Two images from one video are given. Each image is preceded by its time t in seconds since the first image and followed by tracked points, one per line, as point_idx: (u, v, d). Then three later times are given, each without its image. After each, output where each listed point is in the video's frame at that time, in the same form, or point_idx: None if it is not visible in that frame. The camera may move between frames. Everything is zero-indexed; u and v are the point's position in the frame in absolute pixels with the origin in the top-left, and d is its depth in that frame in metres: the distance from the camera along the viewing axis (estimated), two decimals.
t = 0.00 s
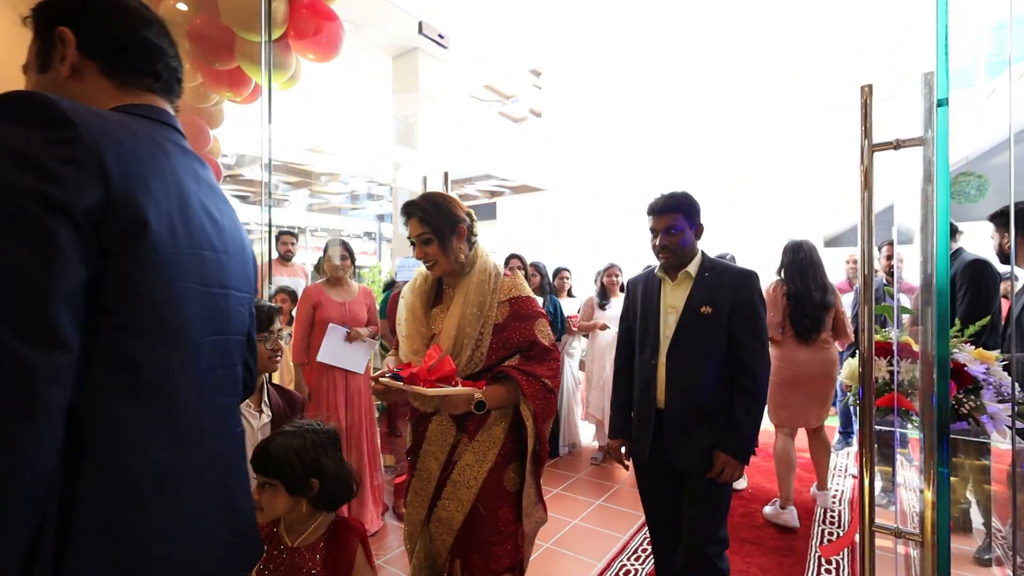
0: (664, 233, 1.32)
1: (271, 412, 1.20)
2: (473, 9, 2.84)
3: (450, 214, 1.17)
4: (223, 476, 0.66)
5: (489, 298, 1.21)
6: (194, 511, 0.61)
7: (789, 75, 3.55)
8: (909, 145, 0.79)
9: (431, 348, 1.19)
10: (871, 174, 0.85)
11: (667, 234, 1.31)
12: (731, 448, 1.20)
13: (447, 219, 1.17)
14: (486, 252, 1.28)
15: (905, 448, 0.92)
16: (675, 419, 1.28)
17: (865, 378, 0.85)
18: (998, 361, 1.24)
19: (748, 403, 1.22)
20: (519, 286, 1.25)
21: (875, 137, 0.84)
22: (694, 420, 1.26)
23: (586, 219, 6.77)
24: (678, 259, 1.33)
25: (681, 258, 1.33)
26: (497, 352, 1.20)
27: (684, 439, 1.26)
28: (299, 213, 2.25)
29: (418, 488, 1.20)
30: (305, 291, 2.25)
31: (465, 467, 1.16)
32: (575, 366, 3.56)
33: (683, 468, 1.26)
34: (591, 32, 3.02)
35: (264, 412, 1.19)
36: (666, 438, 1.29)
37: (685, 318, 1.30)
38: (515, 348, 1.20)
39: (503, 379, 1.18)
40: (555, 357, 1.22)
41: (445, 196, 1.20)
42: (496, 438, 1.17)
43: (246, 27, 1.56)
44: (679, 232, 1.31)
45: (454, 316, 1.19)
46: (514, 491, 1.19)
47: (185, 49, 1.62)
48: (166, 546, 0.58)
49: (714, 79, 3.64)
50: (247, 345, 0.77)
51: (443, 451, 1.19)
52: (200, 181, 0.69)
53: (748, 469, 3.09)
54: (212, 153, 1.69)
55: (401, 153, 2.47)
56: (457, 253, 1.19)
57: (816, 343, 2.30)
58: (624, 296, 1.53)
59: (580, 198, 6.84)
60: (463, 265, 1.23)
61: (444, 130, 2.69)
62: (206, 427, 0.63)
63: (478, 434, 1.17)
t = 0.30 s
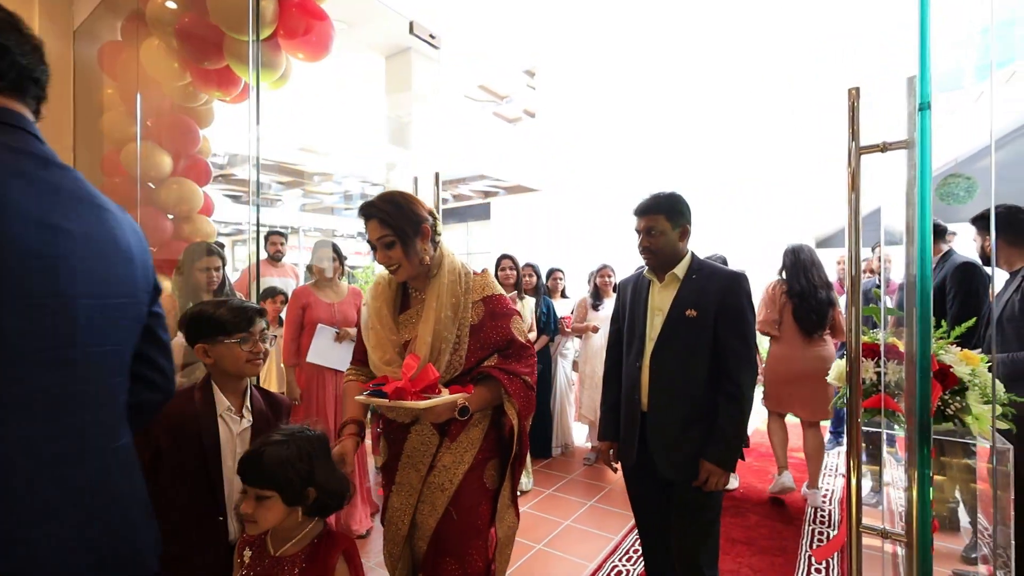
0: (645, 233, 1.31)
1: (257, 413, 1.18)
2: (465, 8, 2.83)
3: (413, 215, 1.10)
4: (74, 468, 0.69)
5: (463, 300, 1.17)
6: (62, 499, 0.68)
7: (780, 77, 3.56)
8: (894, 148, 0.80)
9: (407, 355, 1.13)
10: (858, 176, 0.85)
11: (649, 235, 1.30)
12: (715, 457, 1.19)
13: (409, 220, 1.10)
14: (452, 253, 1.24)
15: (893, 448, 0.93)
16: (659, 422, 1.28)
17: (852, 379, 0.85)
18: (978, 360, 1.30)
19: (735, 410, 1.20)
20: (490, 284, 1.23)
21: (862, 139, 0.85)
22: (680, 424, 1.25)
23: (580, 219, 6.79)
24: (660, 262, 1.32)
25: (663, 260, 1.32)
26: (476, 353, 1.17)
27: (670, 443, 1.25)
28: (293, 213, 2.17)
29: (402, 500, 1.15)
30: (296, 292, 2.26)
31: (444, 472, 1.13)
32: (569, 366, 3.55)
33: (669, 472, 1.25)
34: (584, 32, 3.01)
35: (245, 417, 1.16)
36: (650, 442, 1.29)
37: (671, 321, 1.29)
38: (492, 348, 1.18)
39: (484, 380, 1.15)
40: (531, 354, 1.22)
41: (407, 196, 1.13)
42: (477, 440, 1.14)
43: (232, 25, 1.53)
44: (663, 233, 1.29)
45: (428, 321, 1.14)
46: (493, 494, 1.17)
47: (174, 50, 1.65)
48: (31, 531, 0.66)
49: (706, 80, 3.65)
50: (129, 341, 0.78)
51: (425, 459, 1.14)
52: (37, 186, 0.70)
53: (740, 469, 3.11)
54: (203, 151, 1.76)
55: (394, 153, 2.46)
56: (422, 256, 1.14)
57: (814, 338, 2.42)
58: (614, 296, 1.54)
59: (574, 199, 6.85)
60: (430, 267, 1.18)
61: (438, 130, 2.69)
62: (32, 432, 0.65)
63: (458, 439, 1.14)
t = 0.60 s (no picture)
0: (626, 236, 1.32)
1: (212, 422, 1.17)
2: (455, 9, 2.84)
3: (379, 218, 1.05)
4: None
5: (432, 311, 1.11)
6: None
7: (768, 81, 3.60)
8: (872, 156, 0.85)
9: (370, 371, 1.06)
10: (835, 180, 0.89)
11: (631, 238, 1.31)
12: (693, 470, 1.19)
13: (375, 224, 1.04)
14: (423, 259, 1.18)
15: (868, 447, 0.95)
16: (638, 429, 1.28)
17: (829, 380, 0.86)
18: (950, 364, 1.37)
19: (717, 423, 1.19)
20: (462, 293, 1.18)
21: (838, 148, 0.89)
22: (662, 433, 1.26)
23: (571, 221, 6.83)
24: (642, 267, 1.33)
25: (644, 264, 1.33)
26: (445, 369, 1.12)
27: (649, 450, 1.26)
28: (283, 213, 2.24)
29: (373, 524, 1.12)
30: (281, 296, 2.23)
31: (412, 497, 1.09)
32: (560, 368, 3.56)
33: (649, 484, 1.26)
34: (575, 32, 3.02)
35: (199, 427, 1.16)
36: (630, 449, 1.30)
37: (652, 329, 1.29)
38: (465, 363, 1.14)
39: (453, 399, 1.11)
40: (509, 367, 1.18)
41: (374, 199, 1.08)
42: (450, 459, 1.11)
43: (213, 27, 1.52)
44: (643, 237, 1.30)
45: (394, 334, 1.08)
46: (466, 517, 1.14)
47: (158, 52, 1.64)
48: None
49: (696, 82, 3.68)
50: None
51: (395, 481, 1.11)
52: None
53: (728, 470, 3.15)
54: (189, 153, 1.75)
55: (386, 153, 2.45)
56: (389, 262, 1.08)
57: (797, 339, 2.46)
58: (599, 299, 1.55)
59: (565, 200, 6.90)
60: (398, 274, 1.12)
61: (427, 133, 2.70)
62: None
63: (428, 459, 1.10)
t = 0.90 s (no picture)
0: (611, 235, 1.34)
1: (147, 430, 1.17)
2: (443, 10, 2.85)
3: (345, 214, 1.00)
4: None
5: (405, 315, 1.05)
6: None
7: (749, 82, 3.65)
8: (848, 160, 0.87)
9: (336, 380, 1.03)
10: (813, 184, 0.91)
11: (616, 237, 1.33)
12: (676, 482, 1.20)
13: (341, 220, 0.99)
14: (403, 255, 1.12)
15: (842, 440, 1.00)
16: (621, 434, 1.30)
17: (807, 380, 0.88)
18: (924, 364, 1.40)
19: (700, 433, 1.20)
20: (443, 293, 1.10)
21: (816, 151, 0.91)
22: (645, 438, 1.27)
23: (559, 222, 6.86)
24: (627, 264, 1.34)
25: (629, 262, 1.34)
26: (423, 380, 1.05)
27: (632, 456, 1.27)
28: (267, 212, 2.16)
29: (348, 548, 1.08)
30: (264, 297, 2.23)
31: (388, 521, 1.03)
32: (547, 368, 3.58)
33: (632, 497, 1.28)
34: (562, 30, 3.10)
35: (136, 433, 1.17)
36: (613, 455, 1.31)
37: (635, 333, 1.31)
38: (446, 373, 1.05)
39: (430, 415, 1.02)
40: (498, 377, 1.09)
41: (345, 189, 1.03)
42: (428, 481, 1.05)
43: (193, 24, 1.50)
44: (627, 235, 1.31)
45: (361, 340, 1.04)
46: (448, 544, 1.06)
47: (137, 47, 1.62)
48: None
49: (680, 79, 3.76)
50: None
51: (366, 504, 1.06)
52: None
53: (712, 468, 3.20)
54: (170, 152, 1.72)
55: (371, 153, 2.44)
56: (358, 258, 1.02)
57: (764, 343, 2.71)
58: (581, 300, 1.56)
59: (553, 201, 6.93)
60: (371, 272, 1.08)
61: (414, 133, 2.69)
62: None
63: (403, 484, 1.03)
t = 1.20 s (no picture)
0: (606, 221, 1.32)
1: (95, 428, 1.14)
2: (435, 8, 2.83)
3: (310, 196, 0.91)
4: None
5: (380, 309, 0.97)
6: None
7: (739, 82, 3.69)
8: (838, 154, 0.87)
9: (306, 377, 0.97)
10: (800, 181, 0.91)
11: (609, 224, 1.31)
12: (663, 488, 1.18)
13: (304, 202, 0.90)
14: (384, 244, 1.04)
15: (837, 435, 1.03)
16: (601, 437, 1.29)
17: (793, 376, 0.88)
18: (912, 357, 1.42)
19: (686, 434, 1.19)
20: (424, 285, 1.01)
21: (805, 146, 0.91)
22: (632, 440, 1.25)
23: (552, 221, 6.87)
24: (621, 253, 1.32)
25: (624, 250, 1.32)
26: (400, 380, 0.97)
27: (613, 459, 1.27)
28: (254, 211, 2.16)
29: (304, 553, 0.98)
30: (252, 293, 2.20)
31: (360, 530, 0.94)
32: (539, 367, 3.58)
33: (618, 500, 1.27)
34: (555, 29, 3.09)
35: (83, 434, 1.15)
36: (596, 455, 1.31)
37: (623, 329, 1.30)
38: (425, 374, 0.97)
39: (404, 421, 0.95)
40: (483, 378, 1.00)
41: (314, 169, 0.94)
42: (408, 488, 0.96)
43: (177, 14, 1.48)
44: (621, 223, 1.30)
45: (333, 335, 0.96)
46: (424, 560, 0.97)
47: (120, 39, 1.59)
48: None
49: (673, 79, 3.77)
50: None
51: (333, 504, 0.98)
52: None
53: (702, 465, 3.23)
54: (157, 147, 1.70)
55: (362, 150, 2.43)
56: (325, 246, 0.94)
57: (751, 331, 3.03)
58: (570, 291, 1.56)
59: (545, 200, 6.94)
60: (346, 261, 1.00)
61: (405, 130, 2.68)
62: None
63: (377, 492, 0.95)
